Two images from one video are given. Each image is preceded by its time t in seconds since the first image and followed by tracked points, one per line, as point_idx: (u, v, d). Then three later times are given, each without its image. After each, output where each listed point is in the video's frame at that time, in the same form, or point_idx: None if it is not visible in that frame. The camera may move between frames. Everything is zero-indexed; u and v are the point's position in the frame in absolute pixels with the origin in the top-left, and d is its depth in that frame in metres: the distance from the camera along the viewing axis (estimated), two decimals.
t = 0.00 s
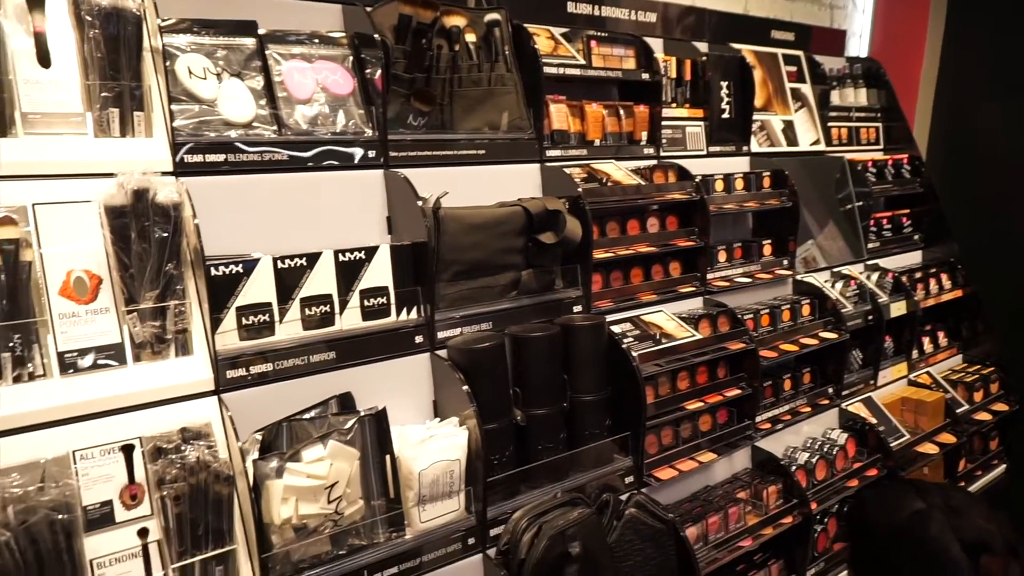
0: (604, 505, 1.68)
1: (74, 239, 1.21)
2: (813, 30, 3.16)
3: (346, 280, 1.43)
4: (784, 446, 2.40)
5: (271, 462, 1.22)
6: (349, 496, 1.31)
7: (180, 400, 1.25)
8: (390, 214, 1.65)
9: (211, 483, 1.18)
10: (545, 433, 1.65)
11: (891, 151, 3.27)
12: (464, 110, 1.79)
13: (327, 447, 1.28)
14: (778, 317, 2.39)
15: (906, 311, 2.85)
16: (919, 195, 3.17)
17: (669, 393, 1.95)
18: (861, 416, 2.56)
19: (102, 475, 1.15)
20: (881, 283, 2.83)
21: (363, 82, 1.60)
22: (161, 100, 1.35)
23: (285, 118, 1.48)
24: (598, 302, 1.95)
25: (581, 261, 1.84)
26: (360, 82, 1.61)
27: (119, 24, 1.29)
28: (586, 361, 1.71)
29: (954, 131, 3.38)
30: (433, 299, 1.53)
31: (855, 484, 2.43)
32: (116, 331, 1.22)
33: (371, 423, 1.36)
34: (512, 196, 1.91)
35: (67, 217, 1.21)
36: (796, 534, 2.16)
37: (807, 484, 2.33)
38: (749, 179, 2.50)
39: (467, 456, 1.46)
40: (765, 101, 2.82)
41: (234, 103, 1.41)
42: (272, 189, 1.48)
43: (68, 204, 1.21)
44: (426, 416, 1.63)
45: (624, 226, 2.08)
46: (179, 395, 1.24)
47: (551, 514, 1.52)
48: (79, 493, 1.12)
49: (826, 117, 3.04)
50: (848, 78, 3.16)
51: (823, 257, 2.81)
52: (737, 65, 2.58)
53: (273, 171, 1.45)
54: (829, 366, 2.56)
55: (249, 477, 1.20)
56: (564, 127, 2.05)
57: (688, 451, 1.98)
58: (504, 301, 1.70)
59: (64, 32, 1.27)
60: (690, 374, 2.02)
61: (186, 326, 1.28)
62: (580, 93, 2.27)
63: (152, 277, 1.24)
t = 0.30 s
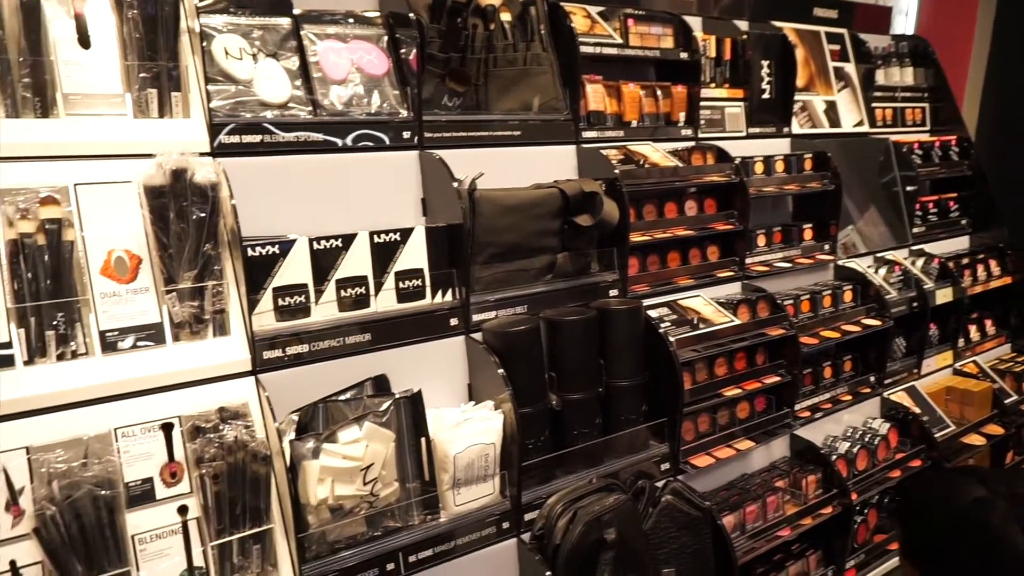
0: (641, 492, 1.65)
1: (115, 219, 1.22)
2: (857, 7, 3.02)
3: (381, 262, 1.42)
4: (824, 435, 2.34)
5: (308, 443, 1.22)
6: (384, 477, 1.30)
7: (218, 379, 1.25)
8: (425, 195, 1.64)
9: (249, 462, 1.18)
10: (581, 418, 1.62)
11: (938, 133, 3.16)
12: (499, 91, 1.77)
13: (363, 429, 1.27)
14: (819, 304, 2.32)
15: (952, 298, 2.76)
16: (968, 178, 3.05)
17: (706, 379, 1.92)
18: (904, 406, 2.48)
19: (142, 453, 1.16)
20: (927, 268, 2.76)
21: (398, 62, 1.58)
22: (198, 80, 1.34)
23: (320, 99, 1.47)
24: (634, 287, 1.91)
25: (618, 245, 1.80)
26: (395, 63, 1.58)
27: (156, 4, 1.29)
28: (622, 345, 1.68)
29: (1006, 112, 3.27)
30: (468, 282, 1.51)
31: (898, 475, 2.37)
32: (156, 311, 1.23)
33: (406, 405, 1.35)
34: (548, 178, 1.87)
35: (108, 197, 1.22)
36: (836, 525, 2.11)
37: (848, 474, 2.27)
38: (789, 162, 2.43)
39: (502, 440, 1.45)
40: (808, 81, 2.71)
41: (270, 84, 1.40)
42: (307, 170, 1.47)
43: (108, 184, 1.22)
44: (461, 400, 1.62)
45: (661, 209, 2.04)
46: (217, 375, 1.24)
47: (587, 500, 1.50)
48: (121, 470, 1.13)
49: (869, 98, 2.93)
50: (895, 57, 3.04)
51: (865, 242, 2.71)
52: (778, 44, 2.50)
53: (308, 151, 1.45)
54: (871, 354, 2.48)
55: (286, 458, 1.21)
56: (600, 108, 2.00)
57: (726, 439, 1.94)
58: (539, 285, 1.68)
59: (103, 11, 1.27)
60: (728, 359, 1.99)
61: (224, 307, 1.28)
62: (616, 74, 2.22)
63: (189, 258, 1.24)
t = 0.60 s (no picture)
0: (670, 486, 1.62)
1: (146, 192, 1.20)
2: None
3: (413, 242, 1.39)
4: (862, 435, 2.27)
5: (334, 424, 1.20)
6: (410, 462, 1.28)
7: (245, 356, 1.24)
8: (459, 176, 1.60)
9: (274, 441, 1.18)
10: (612, 408, 1.58)
11: (993, 125, 3.02)
12: (538, 70, 1.71)
13: (390, 412, 1.24)
14: (862, 299, 2.24)
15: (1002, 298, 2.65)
16: None
17: (742, 372, 1.86)
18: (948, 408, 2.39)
19: (169, 428, 1.15)
20: (977, 267, 2.62)
21: (435, 39, 1.55)
22: (233, 52, 1.31)
23: (356, 75, 1.44)
24: (672, 275, 1.86)
25: (655, 232, 1.75)
26: (432, 39, 1.56)
27: None
28: (655, 335, 1.63)
29: None
30: (500, 265, 1.48)
31: (939, 479, 2.28)
32: (185, 286, 1.21)
33: (435, 388, 1.31)
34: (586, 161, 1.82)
35: (140, 169, 1.20)
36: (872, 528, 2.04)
37: (886, 476, 2.20)
38: (835, 151, 2.33)
39: (531, 428, 1.41)
40: (857, 68, 2.60)
41: (304, 58, 1.37)
42: (340, 146, 1.45)
43: (141, 156, 1.21)
44: (490, 386, 1.59)
45: (701, 195, 1.97)
46: (244, 351, 1.23)
47: (616, 492, 1.47)
48: (147, 444, 1.12)
49: (922, 90, 2.78)
50: (950, 45, 2.90)
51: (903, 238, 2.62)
52: (827, 28, 2.40)
53: (341, 127, 1.42)
54: (914, 354, 2.38)
55: (311, 438, 1.18)
56: (640, 90, 1.93)
57: (760, 435, 1.88)
58: (572, 271, 1.64)
59: None
60: (766, 353, 1.92)
61: (254, 283, 1.26)
62: (658, 56, 2.15)
63: (220, 233, 1.22)
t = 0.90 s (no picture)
0: (713, 472, 1.57)
1: (185, 162, 1.19)
2: None
3: (452, 216, 1.35)
4: (914, 424, 2.18)
5: (371, 400, 1.18)
6: (447, 440, 1.25)
7: (283, 329, 1.22)
8: (500, 149, 1.56)
9: (310, 416, 1.16)
10: (654, 390, 1.53)
11: None
12: (583, 40, 1.65)
13: (427, 389, 1.22)
14: (918, 283, 2.14)
15: None
16: None
17: (789, 357, 1.79)
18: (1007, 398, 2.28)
19: (207, 399, 1.14)
20: None
21: (477, 7, 1.49)
22: (272, 20, 1.28)
23: (396, 44, 1.39)
24: (717, 255, 1.79)
25: (701, 209, 1.68)
26: (474, 7, 1.49)
27: None
28: (701, 316, 1.57)
29: None
30: (541, 242, 1.43)
31: (995, 472, 2.18)
32: (224, 258, 1.20)
33: (473, 365, 1.28)
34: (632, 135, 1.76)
35: (179, 138, 1.19)
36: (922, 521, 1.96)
37: (939, 468, 2.11)
38: (894, 126, 2.23)
39: (570, 409, 1.38)
40: (920, 38, 2.45)
41: (345, 26, 1.34)
42: (379, 118, 1.41)
43: (180, 126, 1.19)
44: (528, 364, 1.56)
45: (749, 171, 1.89)
46: (282, 325, 1.22)
47: (656, 476, 1.43)
48: (185, 415, 1.12)
49: (989, 63, 2.62)
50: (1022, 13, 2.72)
51: (965, 220, 2.46)
52: None
53: (381, 98, 1.39)
54: (971, 342, 2.27)
55: (348, 413, 1.17)
56: (689, 62, 1.84)
57: (807, 421, 1.82)
58: (615, 248, 1.58)
59: None
60: (814, 338, 1.85)
61: (291, 256, 1.24)
62: (708, 25, 2.06)
63: (258, 204, 1.20)
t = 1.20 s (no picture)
0: (750, 464, 1.53)
1: (224, 132, 1.17)
2: None
3: (491, 194, 1.32)
4: (963, 424, 2.09)
5: (405, 378, 1.16)
6: (480, 422, 1.23)
7: (319, 304, 1.21)
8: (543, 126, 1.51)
9: (344, 392, 1.15)
10: (693, 378, 1.49)
11: None
12: (630, 15, 1.59)
13: (462, 369, 1.20)
14: (974, 277, 2.04)
15: None
16: None
17: (835, 349, 1.73)
18: None
19: (241, 371, 1.13)
20: None
21: None
22: None
23: (438, 16, 1.36)
24: (763, 241, 1.72)
25: (749, 194, 1.62)
26: None
27: None
28: (745, 304, 1.52)
29: None
30: (582, 223, 1.39)
31: None
32: (261, 231, 1.18)
33: (509, 346, 1.26)
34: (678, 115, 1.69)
35: (219, 108, 1.17)
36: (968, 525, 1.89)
37: (989, 470, 2.03)
38: (954, 111, 2.12)
39: (607, 395, 1.34)
40: (985, 20, 2.32)
41: None
42: (419, 91, 1.38)
43: (220, 95, 1.17)
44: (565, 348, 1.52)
45: (800, 156, 1.82)
46: (318, 300, 1.20)
47: (693, 467, 1.39)
48: (219, 387, 1.12)
49: None
50: None
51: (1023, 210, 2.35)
52: None
53: (422, 71, 1.36)
54: None
55: (381, 391, 1.14)
56: (740, 40, 1.76)
57: (851, 417, 1.75)
58: (657, 232, 1.53)
59: None
60: (861, 331, 1.77)
61: (328, 230, 1.23)
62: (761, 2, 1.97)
63: (297, 175, 1.18)
